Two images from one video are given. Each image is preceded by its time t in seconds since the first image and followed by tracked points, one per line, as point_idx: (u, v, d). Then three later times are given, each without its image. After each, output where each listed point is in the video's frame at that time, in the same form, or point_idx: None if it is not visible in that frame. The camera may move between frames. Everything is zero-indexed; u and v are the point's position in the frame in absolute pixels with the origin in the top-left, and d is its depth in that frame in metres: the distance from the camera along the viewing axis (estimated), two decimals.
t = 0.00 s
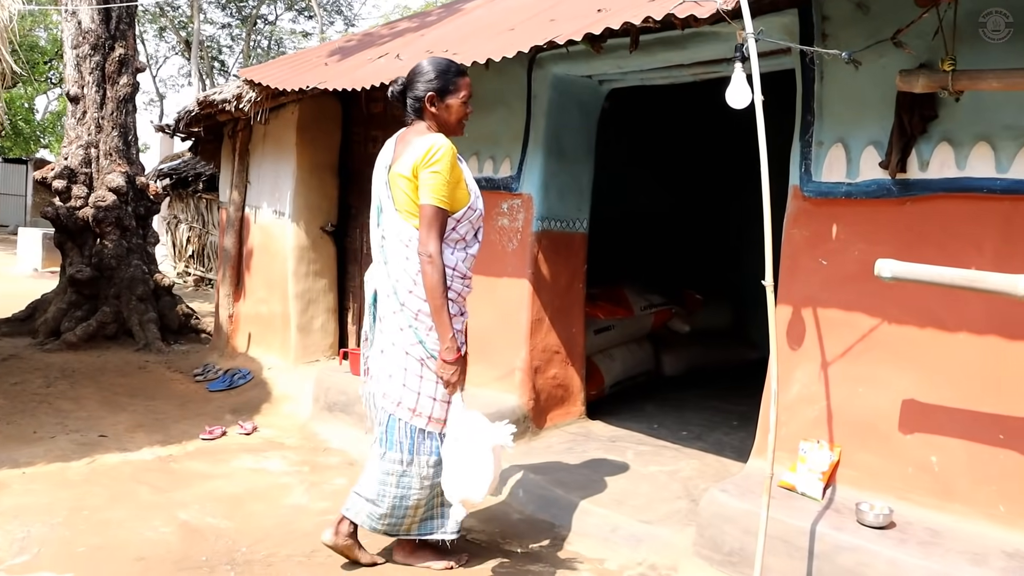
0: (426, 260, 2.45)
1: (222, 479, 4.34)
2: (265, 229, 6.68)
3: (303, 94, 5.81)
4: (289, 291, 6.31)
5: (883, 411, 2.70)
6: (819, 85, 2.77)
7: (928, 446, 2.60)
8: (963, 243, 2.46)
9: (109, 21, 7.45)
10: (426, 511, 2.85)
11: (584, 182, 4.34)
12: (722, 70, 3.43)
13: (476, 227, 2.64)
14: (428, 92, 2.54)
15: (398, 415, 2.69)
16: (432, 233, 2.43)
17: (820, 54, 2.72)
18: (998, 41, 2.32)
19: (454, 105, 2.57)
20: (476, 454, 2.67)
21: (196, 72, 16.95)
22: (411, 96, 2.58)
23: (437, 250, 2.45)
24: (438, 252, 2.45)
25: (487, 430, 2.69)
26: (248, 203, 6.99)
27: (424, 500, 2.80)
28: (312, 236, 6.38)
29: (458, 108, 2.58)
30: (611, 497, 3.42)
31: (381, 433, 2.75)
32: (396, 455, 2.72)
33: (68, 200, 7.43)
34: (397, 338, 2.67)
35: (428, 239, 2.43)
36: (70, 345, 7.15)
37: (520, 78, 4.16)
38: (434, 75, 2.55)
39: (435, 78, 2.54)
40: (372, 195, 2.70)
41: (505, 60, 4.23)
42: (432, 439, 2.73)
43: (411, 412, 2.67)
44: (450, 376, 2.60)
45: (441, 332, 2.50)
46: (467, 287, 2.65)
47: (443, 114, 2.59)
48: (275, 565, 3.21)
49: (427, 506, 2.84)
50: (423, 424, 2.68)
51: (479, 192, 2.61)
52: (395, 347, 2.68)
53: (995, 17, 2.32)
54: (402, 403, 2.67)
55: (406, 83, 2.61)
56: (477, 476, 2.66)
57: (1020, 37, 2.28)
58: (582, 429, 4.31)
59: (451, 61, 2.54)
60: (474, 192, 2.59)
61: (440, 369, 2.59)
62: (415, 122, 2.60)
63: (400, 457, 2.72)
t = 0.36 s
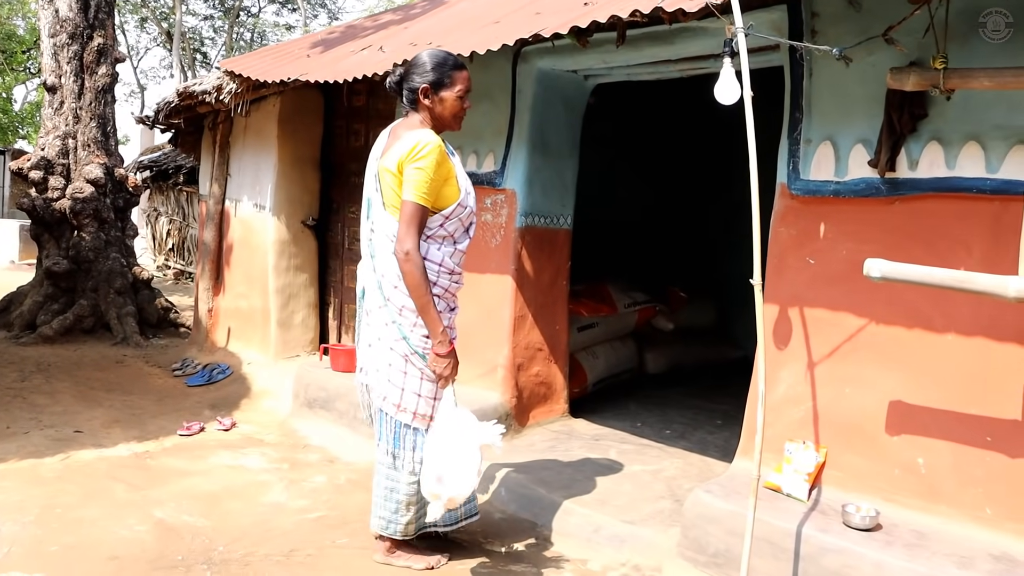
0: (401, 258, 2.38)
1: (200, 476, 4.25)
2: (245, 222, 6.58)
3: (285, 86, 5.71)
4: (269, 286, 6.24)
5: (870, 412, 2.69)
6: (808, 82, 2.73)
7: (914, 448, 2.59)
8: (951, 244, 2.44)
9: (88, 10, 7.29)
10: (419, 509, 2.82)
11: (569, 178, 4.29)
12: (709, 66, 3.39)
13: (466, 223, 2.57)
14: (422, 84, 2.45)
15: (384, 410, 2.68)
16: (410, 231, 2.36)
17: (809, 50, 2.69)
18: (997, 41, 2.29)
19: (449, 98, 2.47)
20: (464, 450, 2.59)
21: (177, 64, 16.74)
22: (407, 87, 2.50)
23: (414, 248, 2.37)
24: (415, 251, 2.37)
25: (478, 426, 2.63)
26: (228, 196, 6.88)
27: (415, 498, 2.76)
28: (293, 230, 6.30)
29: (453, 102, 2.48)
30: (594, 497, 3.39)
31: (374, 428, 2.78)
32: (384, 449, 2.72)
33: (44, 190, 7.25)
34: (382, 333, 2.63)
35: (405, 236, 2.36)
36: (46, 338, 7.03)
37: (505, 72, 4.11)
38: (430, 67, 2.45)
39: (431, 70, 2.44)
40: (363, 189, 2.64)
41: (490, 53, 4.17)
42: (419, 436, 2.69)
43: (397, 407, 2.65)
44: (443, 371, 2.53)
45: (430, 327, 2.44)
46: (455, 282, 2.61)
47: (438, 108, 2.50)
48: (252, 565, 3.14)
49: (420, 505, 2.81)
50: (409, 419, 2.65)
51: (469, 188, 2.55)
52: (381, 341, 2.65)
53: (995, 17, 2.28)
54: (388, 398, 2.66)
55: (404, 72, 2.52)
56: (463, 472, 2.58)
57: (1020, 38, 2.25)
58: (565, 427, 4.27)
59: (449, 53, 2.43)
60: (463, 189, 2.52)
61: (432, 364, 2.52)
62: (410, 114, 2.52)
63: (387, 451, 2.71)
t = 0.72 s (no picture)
0: (380, 259, 2.30)
1: (190, 486, 4.15)
2: (233, 225, 6.47)
3: (273, 86, 5.60)
4: (258, 289, 6.14)
5: (879, 415, 2.64)
6: (813, 79, 2.67)
7: (924, 451, 2.54)
8: (962, 243, 2.39)
9: (69, 9, 7.14)
10: (414, 526, 2.72)
11: (565, 177, 4.22)
12: (709, 63, 3.31)
13: (465, 225, 2.49)
14: (421, 84, 2.38)
15: (381, 417, 2.58)
16: (392, 232, 2.27)
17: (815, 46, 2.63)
18: (996, 41, 2.26)
19: (447, 99, 2.39)
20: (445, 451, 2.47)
21: (160, 64, 16.52)
22: (408, 85, 2.43)
23: (394, 247, 2.28)
24: (396, 250, 2.28)
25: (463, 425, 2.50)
26: (215, 198, 6.76)
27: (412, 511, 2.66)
28: (282, 232, 6.19)
29: (452, 103, 2.39)
30: (596, 503, 3.33)
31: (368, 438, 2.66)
32: (380, 458, 2.62)
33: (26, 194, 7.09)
34: (380, 337, 2.55)
35: (387, 235, 2.27)
36: (30, 345, 6.90)
37: (499, 70, 4.03)
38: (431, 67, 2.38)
39: (431, 69, 2.37)
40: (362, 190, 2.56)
41: (484, 51, 4.09)
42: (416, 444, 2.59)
43: (393, 414, 2.56)
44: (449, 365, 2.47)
45: (426, 317, 2.35)
46: (457, 285, 2.53)
47: (437, 109, 2.42)
48: None
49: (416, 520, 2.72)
50: (406, 427, 2.56)
51: (468, 189, 2.47)
52: (378, 346, 2.56)
53: (995, 17, 2.25)
54: (384, 405, 2.57)
55: (407, 71, 2.46)
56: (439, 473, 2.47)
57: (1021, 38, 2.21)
58: (563, 431, 4.21)
59: (452, 53, 2.36)
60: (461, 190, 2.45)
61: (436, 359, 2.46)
62: (410, 114, 2.45)
63: (383, 461, 2.61)
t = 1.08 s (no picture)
0: (385, 275, 2.24)
1: (182, 499, 4.05)
2: (225, 231, 6.37)
3: (268, 90, 5.52)
4: (250, 297, 6.04)
5: (892, 430, 2.58)
6: (826, 88, 2.62)
7: (940, 469, 2.49)
8: (980, 256, 2.34)
9: (60, 11, 7.03)
10: (424, 548, 2.59)
11: (567, 185, 4.16)
12: (716, 70, 3.27)
13: (470, 235, 2.41)
14: (427, 93, 2.29)
15: (385, 430, 2.49)
16: (395, 247, 2.21)
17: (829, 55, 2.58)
18: (996, 41, 2.23)
19: (450, 114, 2.29)
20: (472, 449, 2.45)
21: (150, 68, 16.36)
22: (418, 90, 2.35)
23: (399, 262, 2.22)
24: (399, 266, 2.22)
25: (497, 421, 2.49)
26: (207, 204, 6.66)
27: (419, 529, 2.55)
28: (275, 239, 6.11)
29: (453, 119, 2.29)
30: (600, 519, 3.26)
31: (375, 453, 2.56)
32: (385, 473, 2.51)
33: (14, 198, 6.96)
34: (383, 348, 2.46)
35: (389, 251, 2.21)
36: (16, 352, 6.77)
37: (501, 76, 3.97)
38: (441, 78, 2.28)
39: (439, 81, 2.27)
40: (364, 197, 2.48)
41: (485, 57, 4.04)
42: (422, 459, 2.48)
43: (398, 427, 2.46)
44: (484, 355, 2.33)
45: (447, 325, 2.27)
46: (462, 294, 2.45)
47: (440, 121, 2.32)
48: None
49: (425, 541, 2.59)
50: (411, 441, 2.46)
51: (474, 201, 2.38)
52: (382, 358, 2.48)
53: (994, 17, 2.22)
54: (389, 418, 2.48)
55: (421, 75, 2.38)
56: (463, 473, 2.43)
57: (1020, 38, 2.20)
58: (564, 444, 4.15)
59: (463, 68, 2.25)
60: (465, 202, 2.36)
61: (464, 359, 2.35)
62: (416, 120, 2.38)
63: (388, 475, 2.51)
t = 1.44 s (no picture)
0: (382, 264, 2.11)
1: (187, 503, 3.99)
2: (231, 229, 6.31)
3: (274, 87, 5.45)
4: (256, 296, 5.98)
5: (919, 438, 2.50)
6: (851, 85, 2.55)
7: (969, 478, 2.41)
8: (1012, 259, 2.26)
9: (63, 7, 6.98)
10: (422, 550, 2.47)
11: (580, 184, 4.11)
12: (733, 67, 3.20)
13: (480, 236, 2.29)
14: (439, 88, 2.21)
15: (386, 430, 2.42)
16: (392, 236, 2.10)
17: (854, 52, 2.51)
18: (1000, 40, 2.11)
19: (464, 109, 2.21)
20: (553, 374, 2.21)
21: (155, 66, 16.30)
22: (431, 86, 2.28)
23: (395, 249, 2.10)
24: (396, 257, 2.10)
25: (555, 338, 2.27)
26: (212, 202, 6.60)
27: (416, 533, 2.43)
28: (281, 238, 6.05)
29: (468, 113, 2.21)
30: (614, 526, 3.19)
31: (375, 451, 2.47)
32: (384, 474, 2.43)
33: (17, 195, 6.84)
34: (387, 346, 2.39)
35: (386, 239, 2.10)
36: (20, 350, 6.75)
37: (514, 73, 3.93)
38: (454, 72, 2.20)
39: (450, 75, 2.19)
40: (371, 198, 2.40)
41: (498, 53, 4.00)
42: (421, 462, 2.39)
43: (399, 428, 2.39)
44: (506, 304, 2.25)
45: (461, 291, 2.16)
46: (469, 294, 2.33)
47: (455, 117, 2.25)
48: None
49: (423, 544, 2.47)
50: (410, 442, 2.38)
51: (483, 197, 2.26)
52: (386, 357, 2.40)
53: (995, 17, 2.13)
54: (390, 417, 2.40)
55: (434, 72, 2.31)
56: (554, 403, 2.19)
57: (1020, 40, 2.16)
58: (575, 448, 4.11)
59: (475, 62, 2.16)
60: (472, 198, 2.23)
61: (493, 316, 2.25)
62: (432, 117, 2.31)
63: (387, 476, 2.43)
